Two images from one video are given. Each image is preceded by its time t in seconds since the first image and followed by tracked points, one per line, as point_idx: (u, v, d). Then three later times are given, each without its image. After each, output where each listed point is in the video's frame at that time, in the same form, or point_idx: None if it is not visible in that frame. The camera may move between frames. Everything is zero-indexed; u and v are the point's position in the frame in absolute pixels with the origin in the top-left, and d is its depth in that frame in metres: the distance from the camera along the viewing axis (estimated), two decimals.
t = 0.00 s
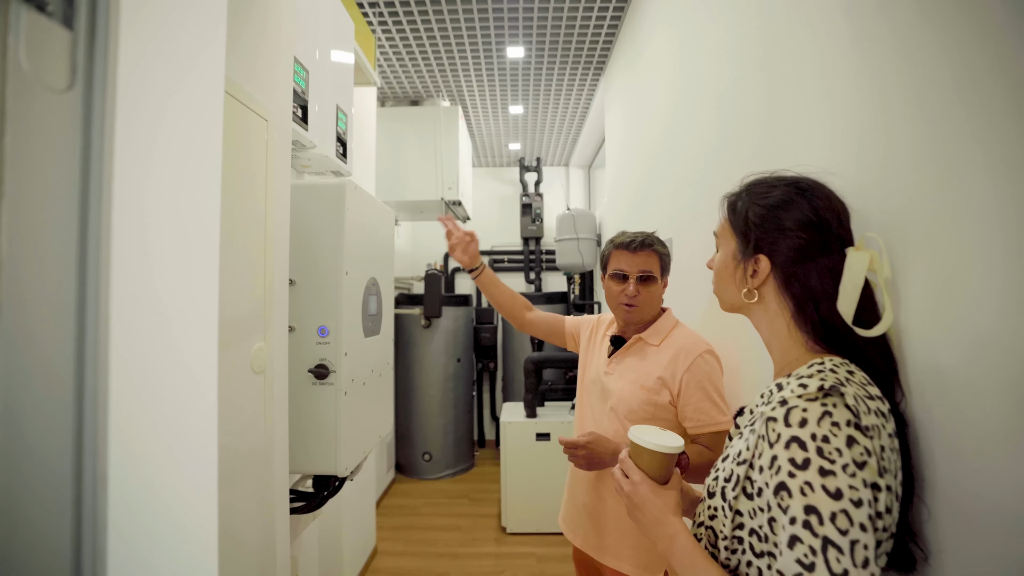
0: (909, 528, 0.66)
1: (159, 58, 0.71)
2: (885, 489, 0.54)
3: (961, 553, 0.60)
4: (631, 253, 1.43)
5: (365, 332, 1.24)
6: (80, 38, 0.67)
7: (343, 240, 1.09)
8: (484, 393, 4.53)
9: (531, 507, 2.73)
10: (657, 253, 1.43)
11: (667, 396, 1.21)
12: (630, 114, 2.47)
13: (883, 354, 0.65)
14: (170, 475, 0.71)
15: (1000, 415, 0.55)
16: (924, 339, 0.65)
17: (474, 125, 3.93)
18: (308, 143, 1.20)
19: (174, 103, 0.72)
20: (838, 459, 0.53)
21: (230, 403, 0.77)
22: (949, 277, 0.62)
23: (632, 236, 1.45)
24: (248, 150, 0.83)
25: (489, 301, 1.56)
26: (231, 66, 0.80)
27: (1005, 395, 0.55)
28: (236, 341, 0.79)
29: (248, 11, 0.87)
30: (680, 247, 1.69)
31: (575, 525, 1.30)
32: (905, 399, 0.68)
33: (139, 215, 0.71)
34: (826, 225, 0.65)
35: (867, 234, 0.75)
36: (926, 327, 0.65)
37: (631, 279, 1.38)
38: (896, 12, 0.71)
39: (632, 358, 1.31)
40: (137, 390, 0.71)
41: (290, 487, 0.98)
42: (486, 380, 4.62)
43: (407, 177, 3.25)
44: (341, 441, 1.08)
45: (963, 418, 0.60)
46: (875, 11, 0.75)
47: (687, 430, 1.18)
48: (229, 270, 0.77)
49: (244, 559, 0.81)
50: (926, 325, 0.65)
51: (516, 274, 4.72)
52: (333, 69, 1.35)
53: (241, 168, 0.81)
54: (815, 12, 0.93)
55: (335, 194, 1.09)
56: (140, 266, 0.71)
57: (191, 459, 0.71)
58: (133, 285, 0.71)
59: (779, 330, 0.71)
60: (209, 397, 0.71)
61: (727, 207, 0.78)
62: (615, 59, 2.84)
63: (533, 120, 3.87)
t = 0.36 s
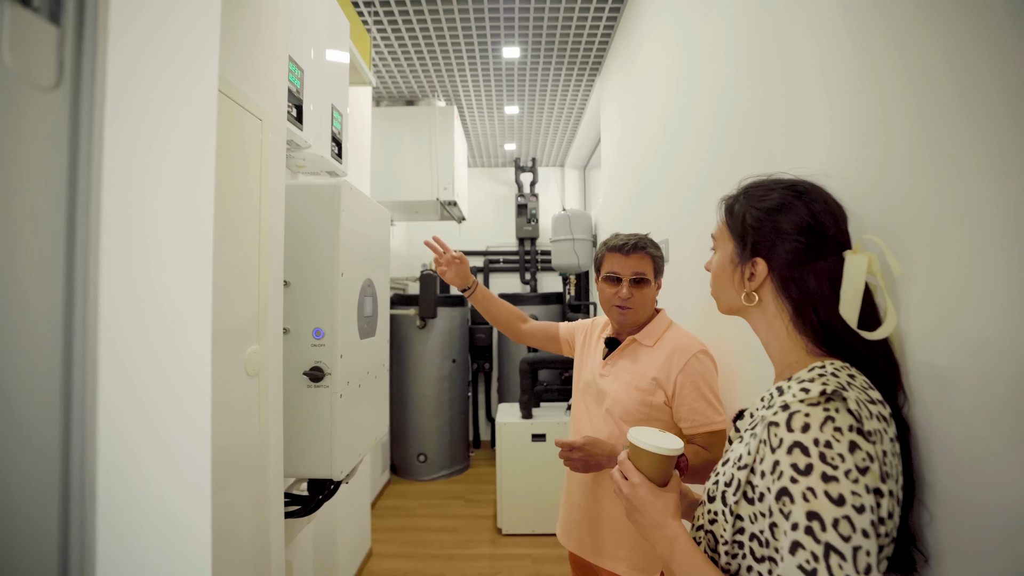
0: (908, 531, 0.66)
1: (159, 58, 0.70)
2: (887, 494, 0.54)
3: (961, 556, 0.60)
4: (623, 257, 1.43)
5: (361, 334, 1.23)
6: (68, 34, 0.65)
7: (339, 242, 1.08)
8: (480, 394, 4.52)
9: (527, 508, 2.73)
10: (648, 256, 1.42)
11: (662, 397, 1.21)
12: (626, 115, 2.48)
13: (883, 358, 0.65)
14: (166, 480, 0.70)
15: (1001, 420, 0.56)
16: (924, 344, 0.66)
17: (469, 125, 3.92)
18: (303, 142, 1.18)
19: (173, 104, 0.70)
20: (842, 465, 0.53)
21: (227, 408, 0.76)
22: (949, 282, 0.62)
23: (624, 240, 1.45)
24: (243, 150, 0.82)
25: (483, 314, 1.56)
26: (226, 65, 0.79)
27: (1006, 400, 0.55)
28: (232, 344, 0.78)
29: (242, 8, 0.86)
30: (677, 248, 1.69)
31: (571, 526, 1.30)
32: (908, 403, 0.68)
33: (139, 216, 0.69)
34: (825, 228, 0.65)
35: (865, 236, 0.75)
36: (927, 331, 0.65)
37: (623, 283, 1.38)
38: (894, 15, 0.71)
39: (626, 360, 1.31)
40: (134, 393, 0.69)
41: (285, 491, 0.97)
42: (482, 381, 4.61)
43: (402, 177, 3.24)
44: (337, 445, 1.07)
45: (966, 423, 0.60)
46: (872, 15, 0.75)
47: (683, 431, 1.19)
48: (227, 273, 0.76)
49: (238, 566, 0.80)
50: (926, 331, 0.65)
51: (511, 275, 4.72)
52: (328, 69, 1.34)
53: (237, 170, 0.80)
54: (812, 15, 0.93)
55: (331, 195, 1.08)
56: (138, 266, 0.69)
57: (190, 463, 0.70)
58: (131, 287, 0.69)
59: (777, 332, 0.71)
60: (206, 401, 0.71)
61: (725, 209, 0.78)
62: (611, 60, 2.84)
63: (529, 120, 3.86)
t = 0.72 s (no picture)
0: (924, 530, 0.66)
1: (167, 49, 0.68)
2: (905, 491, 0.54)
3: (978, 556, 0.60)
4: (628, 253, 1.42)
5: (365, 333, 1.21)
6: (88, 19, 0.64)
7: (344, 240, 1.07)
8: (478, 394, 4.50)
9: (527, 508, 2.72)
10: (653, 254, 1.41)
11: (665, 394, 1.20)
12: (626, 115, 2.47)
13: (898, 357, 0.65)
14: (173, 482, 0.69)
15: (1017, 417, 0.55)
16: (938, 343, 0.65)
17: (468, 124, 3.91)
18: (306, 140, 1.17)
19: (176, 100, 0.68)
20: (859, 461, 0.53)
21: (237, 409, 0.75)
22: (964, 279, 0.62)
23: (630, 236, 1.44)
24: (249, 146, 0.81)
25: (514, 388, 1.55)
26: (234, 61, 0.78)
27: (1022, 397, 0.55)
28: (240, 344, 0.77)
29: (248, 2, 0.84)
30: (680, 248, 1.69)
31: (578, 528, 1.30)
32: (921, 401, 0.67)
33: (140, 213, 0.68)
34: (842, 226, 0.65)
35: (881, 237, 0.75)
36: (942, 329, 0.65)
37: (626, 278, 1.37)
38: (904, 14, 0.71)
39: (629, 358, 1.32)
40: (134, 393, 0.68)
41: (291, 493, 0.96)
42: (480, 381, 4.60)
43: (401, 176, 3.22)
44: (342, 446, 1.05)
45: (981, 421, 0.60)
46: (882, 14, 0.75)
47: (686, 427, 1.16)
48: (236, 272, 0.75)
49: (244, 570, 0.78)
50: (940, 329, 0.65)
51: (509, 275, 4.71)
52: (331, 66, 1.33)
53: (244, 167, 0.78)
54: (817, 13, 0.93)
55: (336, 193, 1.07)
56: (140, 265, 0.68)
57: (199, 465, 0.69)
58: (139, 286, 0.68)
59: (791, 331, 0.71)
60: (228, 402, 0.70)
61: (742, 207, 0.78)
62: (611, 60, 2.84)
63: (528, 120, 3.86)
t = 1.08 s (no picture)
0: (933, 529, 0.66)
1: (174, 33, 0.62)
2: (920, 492, 0.54)
3: (988, 555, 0.61)
4: (633, 255, 1.42)
5: (370, 335, 1.21)
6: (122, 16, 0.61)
7: (351, 241, 1.06)
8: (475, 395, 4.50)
9: (526, 508, 2.72)
10: (659, 255, 1.41)
11: (671, 396, 1.21)
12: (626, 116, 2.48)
13: (909, 359, 0.65)
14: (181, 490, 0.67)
15: None
16: (949, 344, 0.66)
17: (466, 124, 3.90)
18: (311, 139, 1.16)
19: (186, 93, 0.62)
20: (874, 461, 0.53)
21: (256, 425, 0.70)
22: (976, 282, 0.62)
23: (636, 238, 1.44)
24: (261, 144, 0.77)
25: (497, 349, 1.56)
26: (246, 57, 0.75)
27: None
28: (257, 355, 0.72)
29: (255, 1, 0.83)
30: (681, 249, 1.70)
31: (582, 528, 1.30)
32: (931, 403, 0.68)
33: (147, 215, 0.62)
34: (854, 228, 0.66)
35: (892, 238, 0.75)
36: (953, 331, 0.65)
37: (632, 280, 1.38)
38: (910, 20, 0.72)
39: (634, 359, 1.32)
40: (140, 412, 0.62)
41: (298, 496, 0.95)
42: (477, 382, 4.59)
43: (399, 177, 3.21)
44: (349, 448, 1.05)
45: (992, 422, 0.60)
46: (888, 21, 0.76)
47: (692, 429, 1.17)
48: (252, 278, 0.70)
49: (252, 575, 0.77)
50: (951, 331, 0.65)
51: (507, 275, 4.71)
52: (335, 65, 1.32)
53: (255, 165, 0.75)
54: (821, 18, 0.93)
55: (342, 194, 1.06)
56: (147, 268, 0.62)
57: (203, 477, 0.64)
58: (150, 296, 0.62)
59: (802, 332, 0.72)
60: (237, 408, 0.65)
61: (752, 210, 0.79)
62: (610, 60, 2.84)
63: (526, 121, 3.86)
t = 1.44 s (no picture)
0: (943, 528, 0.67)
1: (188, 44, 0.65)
2: (938, 491, 0.54)
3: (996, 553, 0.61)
4: (629, 255, 1.43)
5: (376, 334, 1.20)
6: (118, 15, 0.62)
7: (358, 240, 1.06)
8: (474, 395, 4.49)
9: (526, 508, 2.72)
10: (656, 255, 1.41)
11: (673, 395, 1.21)
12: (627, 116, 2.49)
13: (918, 359, 0.66)
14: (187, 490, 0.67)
15: None
16: (956, 344, 0.66)
17: (465, 124, 3.89)
18: (317, 138, 1.16)
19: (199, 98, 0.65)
20: (893, 461, 0.53)
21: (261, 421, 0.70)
22: (981, 282, 0.62)
23: (633, 239, 1.44)
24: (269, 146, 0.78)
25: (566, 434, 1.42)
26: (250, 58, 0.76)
27: None
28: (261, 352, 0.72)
29: None
30: (683, 249, 1.70)
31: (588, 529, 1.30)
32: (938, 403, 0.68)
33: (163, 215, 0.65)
34: (866, 229, 0.66)
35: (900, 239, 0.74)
36: (959, 332, 0.65)
37: (629, 280, 1.38)
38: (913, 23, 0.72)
39: (635, 359, 1.32)
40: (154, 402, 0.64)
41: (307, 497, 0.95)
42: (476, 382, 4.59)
43: (399, 176, 3.20)
44: (355, 449, 1.05)
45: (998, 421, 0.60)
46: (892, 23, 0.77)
47: (693, 427, 1.16)
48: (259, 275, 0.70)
49: None
50: (957, 331, 0.66)
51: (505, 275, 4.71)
52: (340, 63, 1.32)
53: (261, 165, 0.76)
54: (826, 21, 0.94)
55: (348, 193, 1.06)
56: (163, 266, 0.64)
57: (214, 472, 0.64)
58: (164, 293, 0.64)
59: (813, 332, 0.72)
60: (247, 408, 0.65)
61: (762, 210, 0.79)
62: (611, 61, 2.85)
63: (525, 121, 3.86)
